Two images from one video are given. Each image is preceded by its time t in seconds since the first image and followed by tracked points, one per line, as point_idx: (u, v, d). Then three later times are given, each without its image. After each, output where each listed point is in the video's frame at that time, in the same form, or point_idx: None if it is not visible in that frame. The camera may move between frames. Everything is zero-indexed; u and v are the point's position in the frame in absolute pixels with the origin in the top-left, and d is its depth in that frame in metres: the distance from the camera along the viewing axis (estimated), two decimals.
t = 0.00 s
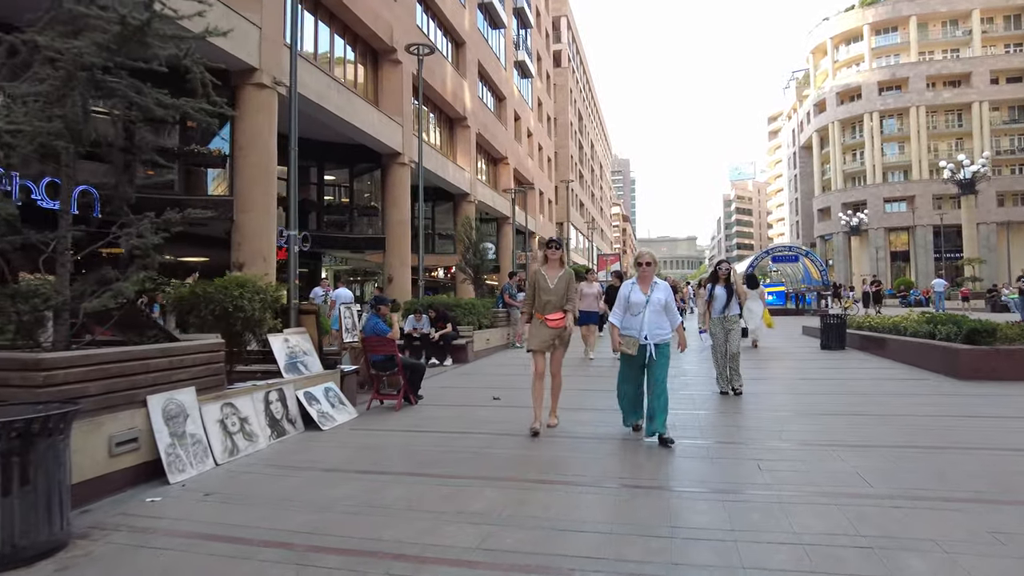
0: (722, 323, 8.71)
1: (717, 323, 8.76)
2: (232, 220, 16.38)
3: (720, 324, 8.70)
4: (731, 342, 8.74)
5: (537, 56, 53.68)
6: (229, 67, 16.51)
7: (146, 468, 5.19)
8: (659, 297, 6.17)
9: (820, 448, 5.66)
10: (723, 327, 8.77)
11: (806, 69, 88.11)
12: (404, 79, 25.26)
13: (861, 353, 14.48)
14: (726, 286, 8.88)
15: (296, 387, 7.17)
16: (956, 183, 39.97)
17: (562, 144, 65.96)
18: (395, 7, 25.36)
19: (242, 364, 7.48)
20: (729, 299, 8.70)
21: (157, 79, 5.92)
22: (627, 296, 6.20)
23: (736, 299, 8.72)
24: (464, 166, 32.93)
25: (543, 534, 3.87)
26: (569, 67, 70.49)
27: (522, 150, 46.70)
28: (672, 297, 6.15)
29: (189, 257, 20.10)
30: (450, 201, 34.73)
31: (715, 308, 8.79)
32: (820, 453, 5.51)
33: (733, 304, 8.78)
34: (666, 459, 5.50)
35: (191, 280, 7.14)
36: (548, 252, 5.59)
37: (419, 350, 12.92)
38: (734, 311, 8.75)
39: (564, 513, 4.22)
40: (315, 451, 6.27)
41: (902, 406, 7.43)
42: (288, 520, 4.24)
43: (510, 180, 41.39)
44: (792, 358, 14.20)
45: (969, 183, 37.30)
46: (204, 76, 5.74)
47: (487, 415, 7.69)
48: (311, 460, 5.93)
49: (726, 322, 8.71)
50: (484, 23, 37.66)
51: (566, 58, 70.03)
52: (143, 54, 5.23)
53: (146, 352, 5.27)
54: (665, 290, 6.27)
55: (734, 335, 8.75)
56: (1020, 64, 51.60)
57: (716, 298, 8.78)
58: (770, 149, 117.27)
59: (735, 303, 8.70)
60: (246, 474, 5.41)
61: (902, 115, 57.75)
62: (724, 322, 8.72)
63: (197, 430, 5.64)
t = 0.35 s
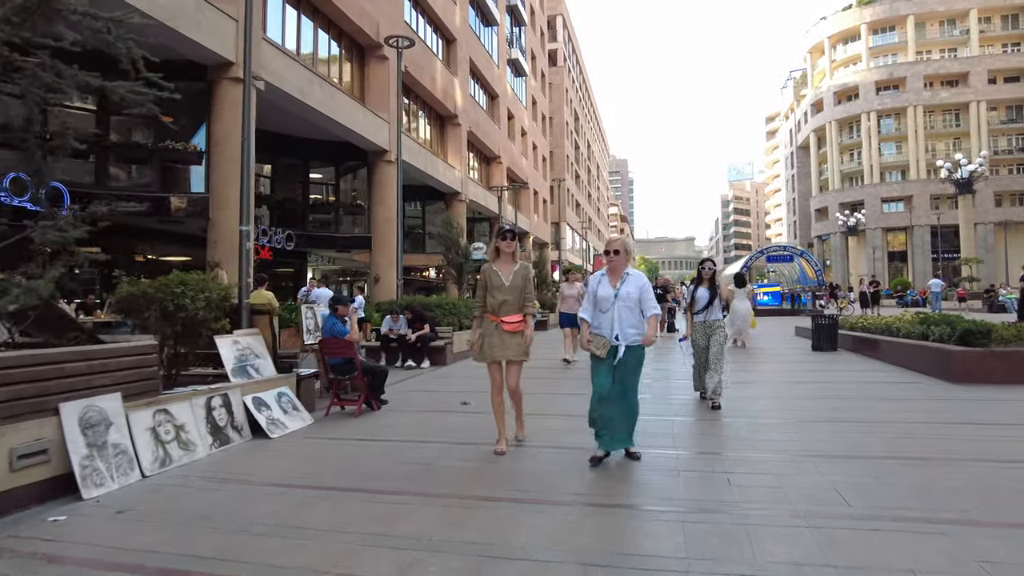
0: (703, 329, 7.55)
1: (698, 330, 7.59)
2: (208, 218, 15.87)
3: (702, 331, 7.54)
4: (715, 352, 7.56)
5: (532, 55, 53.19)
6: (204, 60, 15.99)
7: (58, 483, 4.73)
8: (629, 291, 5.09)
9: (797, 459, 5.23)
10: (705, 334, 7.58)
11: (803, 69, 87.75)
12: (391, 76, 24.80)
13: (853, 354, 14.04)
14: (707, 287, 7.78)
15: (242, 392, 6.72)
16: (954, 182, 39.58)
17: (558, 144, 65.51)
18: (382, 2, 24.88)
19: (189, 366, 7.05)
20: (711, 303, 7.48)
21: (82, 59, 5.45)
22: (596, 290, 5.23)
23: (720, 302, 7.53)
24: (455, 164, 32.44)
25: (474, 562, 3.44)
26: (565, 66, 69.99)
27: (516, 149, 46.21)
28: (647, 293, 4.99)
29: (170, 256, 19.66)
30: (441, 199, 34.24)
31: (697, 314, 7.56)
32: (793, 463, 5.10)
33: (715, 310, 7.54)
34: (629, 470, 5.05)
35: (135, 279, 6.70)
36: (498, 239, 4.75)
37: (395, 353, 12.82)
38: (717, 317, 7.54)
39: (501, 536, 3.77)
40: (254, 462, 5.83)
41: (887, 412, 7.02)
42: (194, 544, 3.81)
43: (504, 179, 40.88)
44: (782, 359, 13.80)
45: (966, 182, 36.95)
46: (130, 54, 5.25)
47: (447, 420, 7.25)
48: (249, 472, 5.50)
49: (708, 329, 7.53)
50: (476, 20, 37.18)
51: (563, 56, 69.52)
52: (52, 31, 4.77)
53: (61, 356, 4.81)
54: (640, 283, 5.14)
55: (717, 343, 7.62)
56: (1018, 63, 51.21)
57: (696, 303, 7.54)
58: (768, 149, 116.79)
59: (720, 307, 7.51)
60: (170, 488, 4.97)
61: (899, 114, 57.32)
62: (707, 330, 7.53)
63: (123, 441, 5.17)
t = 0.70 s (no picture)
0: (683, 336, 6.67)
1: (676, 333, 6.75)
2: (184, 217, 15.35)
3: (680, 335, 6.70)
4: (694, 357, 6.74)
5: (526, 54, 52.74)
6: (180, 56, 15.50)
7: None
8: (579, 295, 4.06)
9: (776, 473, 4.83)
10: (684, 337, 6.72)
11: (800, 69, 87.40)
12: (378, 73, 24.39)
13: (846, 357, 13.61)
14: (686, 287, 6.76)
15: (188, 399, 6.29)
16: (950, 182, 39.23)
17: (553, 144, 65.07)
18: None
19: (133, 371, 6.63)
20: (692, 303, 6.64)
21: (0, 50, 5.35)
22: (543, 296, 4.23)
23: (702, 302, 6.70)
24: (445, 163, 31.96)
25: None
26: (560, 66, 69.54)
27: (510, 148, 45.76)
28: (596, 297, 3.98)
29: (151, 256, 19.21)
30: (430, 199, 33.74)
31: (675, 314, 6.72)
32: (773, 479, 4.68)
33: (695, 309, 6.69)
34: (595, 487, 4.60)
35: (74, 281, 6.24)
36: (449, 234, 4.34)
37: (373, 356, 12.45)
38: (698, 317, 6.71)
39: (437, 566, 3.35)
40: (193, 473, 5.40)
41: (876, 419, 6.62)
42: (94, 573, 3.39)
43: (496, 179, 40.36)
44: (773, 362, 13.40)
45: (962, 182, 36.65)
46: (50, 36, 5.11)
47: (411, 429, 6.81)
48: (184, 487, 5.07)
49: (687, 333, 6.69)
50: (467, 18, 36.74)
51: (558, 56, 69.04)
52: None
53: None
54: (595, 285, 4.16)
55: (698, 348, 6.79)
56: (1014, 62, 50.91)
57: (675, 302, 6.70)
58: (765, 150, 116.49)
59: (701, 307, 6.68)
60: (93, 505, 4.56)
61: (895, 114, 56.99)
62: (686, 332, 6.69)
63: (41, 456, 4.71)
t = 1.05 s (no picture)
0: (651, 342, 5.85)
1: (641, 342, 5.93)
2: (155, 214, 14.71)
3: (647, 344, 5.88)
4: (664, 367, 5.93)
5: (519, 50, 52.20)
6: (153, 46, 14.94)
7: None
8: (522, 301, 2.94)
9: (756, 492, 4.37)
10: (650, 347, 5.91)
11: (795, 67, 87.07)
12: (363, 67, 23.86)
13: (836, 359, 13.21)
14: (658, 287, 5.85)
15: (126, 407, 5.84)
16: (944, 181, 38.88)
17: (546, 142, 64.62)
18: None
19: (66, 377, 6.18)
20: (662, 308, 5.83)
21: None
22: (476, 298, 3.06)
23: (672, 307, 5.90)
24: (434, 160, 31.45)
25: None
26: (554, 63, 69.01)
27: (502, 146, 45.28)
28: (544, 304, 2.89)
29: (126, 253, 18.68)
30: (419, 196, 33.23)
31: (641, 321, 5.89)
32: (748, 499, 4.26)
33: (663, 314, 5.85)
34: (549, 509, 4.17)
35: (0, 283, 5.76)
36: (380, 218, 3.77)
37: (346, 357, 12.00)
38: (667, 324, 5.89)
39: None
40: (119, 489, 4.93)
41: (863, 428, 6.21)
42: None
43: (487, 176, 39.87)
44: (761, 363, 13.03)
45: (957, 181, 36.38)
46: None
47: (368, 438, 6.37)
48: (98, 505, 4.58)
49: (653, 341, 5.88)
50: (458, 13, 36.18)
51: (552, 52, 68.42)
52: None
53: None
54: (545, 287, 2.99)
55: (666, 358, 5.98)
56: (1009, 61, 50.63)
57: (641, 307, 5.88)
58: (761, 148, 116.35)
59: (671, 312, 5.87)
60: None
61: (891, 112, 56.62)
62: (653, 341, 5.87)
63: None
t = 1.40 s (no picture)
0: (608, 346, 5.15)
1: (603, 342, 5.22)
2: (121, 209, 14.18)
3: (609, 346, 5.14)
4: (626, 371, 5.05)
5: (509, 47, 51.71)
6: (120, 35, 14.35)
7: None
8: (417, 283, 2.36)
9: (720, 507, 3.97)
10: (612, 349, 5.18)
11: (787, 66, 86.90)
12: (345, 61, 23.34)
13: (823, 359, 12.84)
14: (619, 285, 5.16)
15: (47, 412, 5.37)
16: (935, 179, 38.69)
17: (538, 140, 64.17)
18: None
19: None
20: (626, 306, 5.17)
21: None
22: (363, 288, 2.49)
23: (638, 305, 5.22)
24: (420, 156, 30.96)
25: None
26: (545, 60, 68.52)
27: (491, 143, 44.81)
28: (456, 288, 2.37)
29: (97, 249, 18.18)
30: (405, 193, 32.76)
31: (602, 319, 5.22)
32: (710, 516, 3.84)
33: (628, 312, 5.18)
34: (487, 526, 3.77)
35: None
36: (246, 187, 2.91)
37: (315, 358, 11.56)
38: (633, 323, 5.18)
39: None
40: (27, 504, 4.49)
41: (843, 434, 5.84)
42: None
43: (475, 173, 39.41)
44: (745, 361, 12.68)
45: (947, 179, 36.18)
46: None
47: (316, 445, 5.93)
48: None
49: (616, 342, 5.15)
50: (445, 7, 35.64)
51: (543, 49, 67.93)
52: None
53: None
54: (449, 266, 2.43)
55: (628, 364, 5.23)
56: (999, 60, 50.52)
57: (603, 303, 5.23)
58: (753, 147, 116.23)
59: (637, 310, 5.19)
60: None
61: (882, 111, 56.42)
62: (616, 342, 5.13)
63: None
